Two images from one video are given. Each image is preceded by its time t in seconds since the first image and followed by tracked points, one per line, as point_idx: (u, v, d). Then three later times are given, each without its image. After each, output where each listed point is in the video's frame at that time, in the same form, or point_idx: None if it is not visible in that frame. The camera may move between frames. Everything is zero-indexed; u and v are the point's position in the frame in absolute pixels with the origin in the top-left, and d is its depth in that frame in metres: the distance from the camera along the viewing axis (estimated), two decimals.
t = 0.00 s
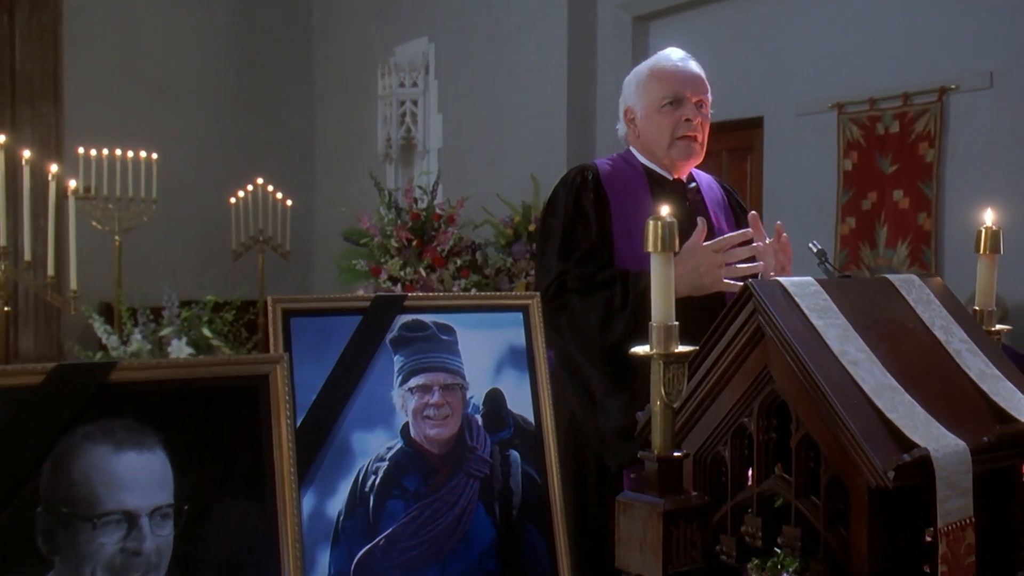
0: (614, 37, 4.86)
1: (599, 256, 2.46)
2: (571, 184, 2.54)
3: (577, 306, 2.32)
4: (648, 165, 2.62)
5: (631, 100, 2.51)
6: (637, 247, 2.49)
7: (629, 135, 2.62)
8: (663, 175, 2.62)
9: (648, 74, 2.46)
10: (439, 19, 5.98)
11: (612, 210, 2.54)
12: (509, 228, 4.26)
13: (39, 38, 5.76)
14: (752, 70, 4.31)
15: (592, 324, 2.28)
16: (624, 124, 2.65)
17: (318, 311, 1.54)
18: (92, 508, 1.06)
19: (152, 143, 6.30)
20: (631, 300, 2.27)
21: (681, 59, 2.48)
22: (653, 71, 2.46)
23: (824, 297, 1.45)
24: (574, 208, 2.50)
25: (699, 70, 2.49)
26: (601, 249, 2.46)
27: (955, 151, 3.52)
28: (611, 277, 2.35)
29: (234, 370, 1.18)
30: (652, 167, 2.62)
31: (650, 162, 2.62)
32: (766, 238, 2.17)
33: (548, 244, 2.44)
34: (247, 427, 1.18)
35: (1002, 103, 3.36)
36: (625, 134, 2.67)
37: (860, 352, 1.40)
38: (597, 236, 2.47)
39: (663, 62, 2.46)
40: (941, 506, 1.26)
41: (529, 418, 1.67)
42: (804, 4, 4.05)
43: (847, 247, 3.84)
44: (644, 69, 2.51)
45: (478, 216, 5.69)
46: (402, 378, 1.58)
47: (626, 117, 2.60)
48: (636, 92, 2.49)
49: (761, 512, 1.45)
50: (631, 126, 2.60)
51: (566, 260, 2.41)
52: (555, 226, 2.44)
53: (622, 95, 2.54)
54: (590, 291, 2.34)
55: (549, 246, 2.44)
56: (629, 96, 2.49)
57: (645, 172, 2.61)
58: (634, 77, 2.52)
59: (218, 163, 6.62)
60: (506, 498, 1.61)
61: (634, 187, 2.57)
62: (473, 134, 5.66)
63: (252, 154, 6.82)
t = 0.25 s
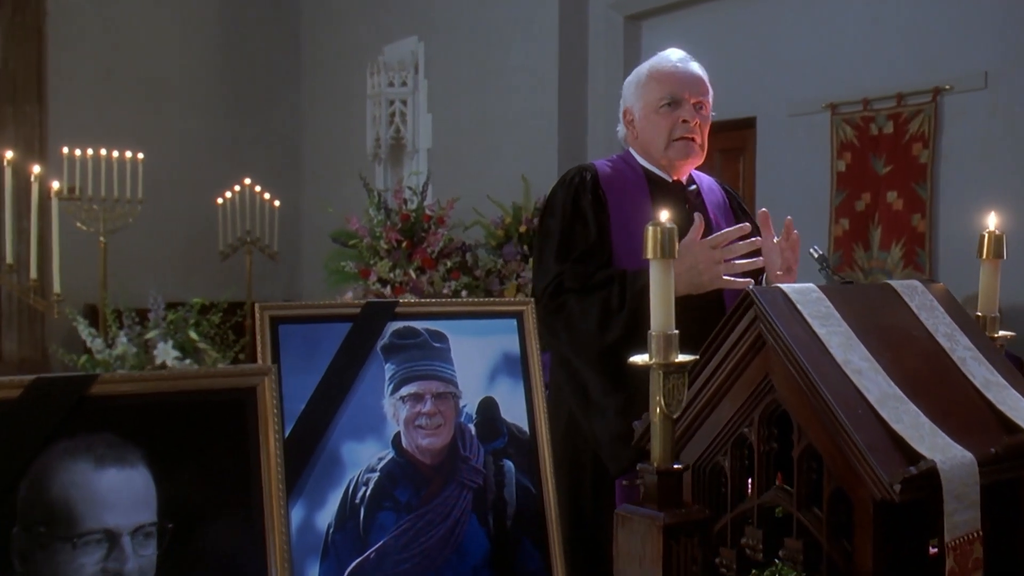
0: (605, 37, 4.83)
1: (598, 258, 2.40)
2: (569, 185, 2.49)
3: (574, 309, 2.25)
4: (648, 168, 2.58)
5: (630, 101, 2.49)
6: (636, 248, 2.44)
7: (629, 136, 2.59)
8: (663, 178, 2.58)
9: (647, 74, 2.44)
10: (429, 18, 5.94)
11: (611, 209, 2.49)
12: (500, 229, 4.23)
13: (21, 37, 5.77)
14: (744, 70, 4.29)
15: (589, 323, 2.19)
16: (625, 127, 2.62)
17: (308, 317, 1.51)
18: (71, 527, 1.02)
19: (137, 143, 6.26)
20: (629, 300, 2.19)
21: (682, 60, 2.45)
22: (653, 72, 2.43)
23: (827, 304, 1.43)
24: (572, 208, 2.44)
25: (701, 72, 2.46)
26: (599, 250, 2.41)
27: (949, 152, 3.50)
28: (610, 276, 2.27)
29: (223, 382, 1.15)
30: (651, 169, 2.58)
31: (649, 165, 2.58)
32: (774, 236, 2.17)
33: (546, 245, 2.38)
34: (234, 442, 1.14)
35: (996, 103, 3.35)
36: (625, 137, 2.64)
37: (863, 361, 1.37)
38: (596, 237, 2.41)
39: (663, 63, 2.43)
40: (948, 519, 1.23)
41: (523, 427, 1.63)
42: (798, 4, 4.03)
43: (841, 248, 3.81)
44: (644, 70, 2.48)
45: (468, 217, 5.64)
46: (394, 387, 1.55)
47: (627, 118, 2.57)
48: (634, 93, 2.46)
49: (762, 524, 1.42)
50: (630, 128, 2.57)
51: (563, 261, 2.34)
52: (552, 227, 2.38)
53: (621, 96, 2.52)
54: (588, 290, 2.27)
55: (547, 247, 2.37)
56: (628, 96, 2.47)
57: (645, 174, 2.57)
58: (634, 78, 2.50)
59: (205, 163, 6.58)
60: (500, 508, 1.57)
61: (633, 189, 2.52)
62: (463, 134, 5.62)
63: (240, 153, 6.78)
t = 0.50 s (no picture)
0: (596, 37, 4.81)
1: (595, 263, 2.34)
2: (565, 188, 2.44)
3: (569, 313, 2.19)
4: (646, 171, 2.54)
5: (627, 103, 2.46)
6: (632, 252, 2.40)
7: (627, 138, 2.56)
8: (661, 181, 2.54)
9: (645, 76, 2.41)
10: (417, 17, 5.90)
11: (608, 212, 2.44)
12: (489, 230, 4.19)
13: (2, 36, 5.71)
14: (736, 70, 4.26)
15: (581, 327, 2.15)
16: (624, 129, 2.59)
17: (296, 325, 1.47)
18: (47, 549, 0.98)
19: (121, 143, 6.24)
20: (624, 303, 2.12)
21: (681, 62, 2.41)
22: (650, 73, 2.40)
23: (829, 313, 1.41)
24: (568, 210, 2.40)
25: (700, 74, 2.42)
26: (596, 252, 2.36)
27: (942, 153, 3.48)
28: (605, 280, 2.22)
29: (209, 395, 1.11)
30: (649, 172, 2.54)
31: (648, 168, 2.54)
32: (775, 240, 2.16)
33: (541, 250, 2.33)
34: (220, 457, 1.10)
35: (990, 104, 3.33)
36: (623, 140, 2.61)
37: (866, 370, 1.34)
38: (593, 239, 2.36)
39: (661, 65, 2.40)
40: (955, 534, 1.20)
41: (516, 437, 1.59)
42: (791, 4, 4.01)
43: (833, 250, 3.79)
44: (643, 72, 2.45)
45: (457, 218, 5.60)
46: (383, 396, 1.51)
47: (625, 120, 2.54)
48: (632, 95, 2.43)
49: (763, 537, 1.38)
50: (628, 130, 2.54)
51: (559, 264, 2.30)
52: (548, 230, 2.34)
53: (619, 97, 2.49)
54: (583, 295, 2.22)
55: (542, 252, 2.33)
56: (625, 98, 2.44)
57: (644, 177, 2.53)
58: (633, 80, 2.47)
59: (190, 164, 6.58)
60: (493, 521, 1.53)
61: (630, 192, 2.48)
62: (452, 134, 5.58)
63: (223, 153, 6.76)
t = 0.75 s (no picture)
0: (587, 37, 4.78)
1: (591, 266, 2.31)
2: (562, 190, 2.40)
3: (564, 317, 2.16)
4: (644, 175, 2.51)
5: (624, 106, 2.42)
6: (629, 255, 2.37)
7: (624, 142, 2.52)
8: (659, 185, 2.51)
9: (643, 78, 2.37)
10: (405, 16, 5.86)
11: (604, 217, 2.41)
12: (478, 232, 4.18)
13: None
14: (728, 71, 4.24)
15: (575, 331, 2.11)
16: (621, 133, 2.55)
17: (284, 334, 1.42)
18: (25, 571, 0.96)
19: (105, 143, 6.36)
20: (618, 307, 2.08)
21: (679, 65, 2.37)
22: (648, 76, 2.36)
23: (832, 321, 1.38)
24: (564, 213, 2.36)
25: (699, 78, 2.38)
26: (592, 255, 2.32)
27: (937, 154, 3.46)
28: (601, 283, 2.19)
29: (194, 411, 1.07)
30: (647, 177, 2.50)
31: (645, 172, 2.50)
32: (778, 242, 2.12)
33: (537, 253, 2.30)
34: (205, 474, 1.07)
35: (984, 106, 3.31)
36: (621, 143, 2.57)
37: (872, 380, 1.31)
38: (590, 242, 2.33)
39: (660, 68, 2.36)
40: (966, 549, 1.17)
41: (511, 448, 1.55)
42: (784, 3, 3.98)
43: (827, 252, 3.76)
44: (641, 75, 2.41)
45: (446, 220, 5.56)
46: (375, 407, 1.47)
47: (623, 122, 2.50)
48: (629, 97, 2.39)
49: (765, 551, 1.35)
50: (625, 133, 2.50)
51: (554, 267, 2.26)
52: (544, 233, 2.30)
53: (616, 99, 2.45)
54: (578, 298, 2.19)
55: (538, 256, 2.29)
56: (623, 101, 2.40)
57: (642, 181, 2.49)
58: (631, 82, 2.43)
59: (173, 164, 6.67)
60: (488, 535, 1.49)
61: (628, 195, 2.44)
62: (440, 134, 5.55)
63: (207, 155, 6.83)
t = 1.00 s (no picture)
0: (577, 36, 4.74)
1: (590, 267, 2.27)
2: (558, 192, 2.35)
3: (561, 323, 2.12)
4: (641, 177, 2.46)
5: (622, 108, 2.37)
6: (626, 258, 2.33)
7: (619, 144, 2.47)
8: (656, 188, 2.45)
9: (640, 80, 2.32)
10: (394, 15, 5.81)
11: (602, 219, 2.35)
12: (468, 233, 4.14)
13: None
14: (719, 70, 4.21)
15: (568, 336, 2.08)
16: (615, 134, 2.50)
17: (273, 342, 1.38)
18: None
19: (89, 143, 6.32)
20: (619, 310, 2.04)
21: (676, 66, 2.34)
22: (645, 78, 2.32)
23: (836, 329, 1.36)
24: (561, 215, 2.32)
25: (696, 78, 2.34)
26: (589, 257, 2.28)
27: (931, 156, 3.46)
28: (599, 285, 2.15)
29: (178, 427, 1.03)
30: (644, 179, 2.45)
31: (642, 174, 2.45)
32: (776, 246, 2.10)
33: (533, 256, 2.25)
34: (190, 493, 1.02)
35: (979, 106, 3.31)
36: (615, 145, 2.52)
37: (877, 391, 1.30)
38: (587, 244, 2.29)
39: (657, 69, 2.32)
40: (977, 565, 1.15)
41: (506, 459, 1.51)
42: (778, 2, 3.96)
43: (819, 253, 3.74)
44: (636, 76, 2.37)
45: (434, 221, 5.51)
46: (365, 417, 1.42)
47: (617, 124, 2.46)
48: (627, 99, 2.35)
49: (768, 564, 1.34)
50: (621, 135, 2.45)
51: (551, 271, 2.22)
52: (540, 236, 2.25)
53: (612, 101, 2.40)
54: (577, 302, 2.15)
55: (534, 259, 2.25)
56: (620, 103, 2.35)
57: (638, 183, 2.44)
58: (626, 84, 2.38)
59: (159, 164, 6.65)
60: (481, 548, 1.45)
61: (626, 198, 2.39)
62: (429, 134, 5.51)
63: (194, 154, 6.82)
